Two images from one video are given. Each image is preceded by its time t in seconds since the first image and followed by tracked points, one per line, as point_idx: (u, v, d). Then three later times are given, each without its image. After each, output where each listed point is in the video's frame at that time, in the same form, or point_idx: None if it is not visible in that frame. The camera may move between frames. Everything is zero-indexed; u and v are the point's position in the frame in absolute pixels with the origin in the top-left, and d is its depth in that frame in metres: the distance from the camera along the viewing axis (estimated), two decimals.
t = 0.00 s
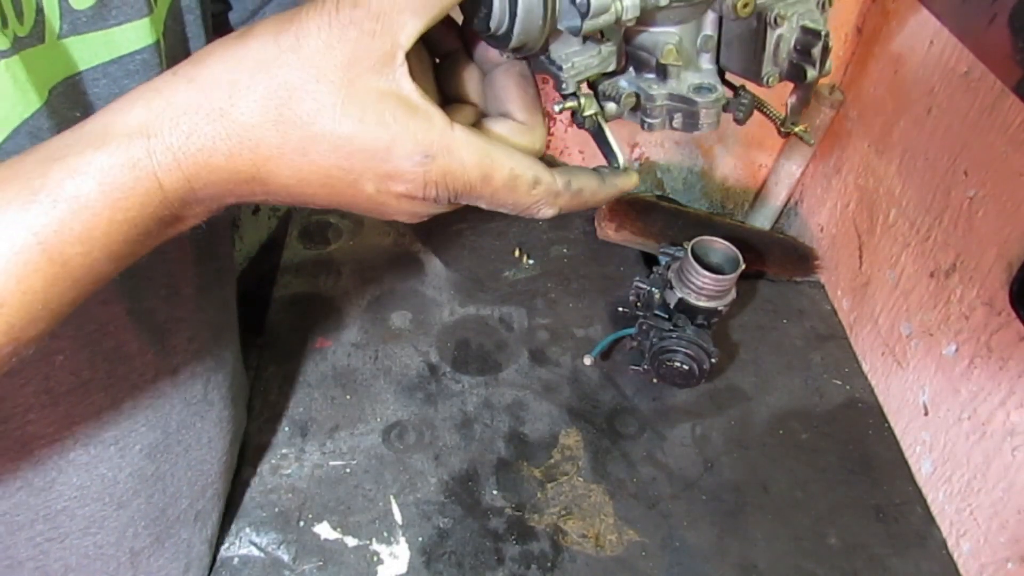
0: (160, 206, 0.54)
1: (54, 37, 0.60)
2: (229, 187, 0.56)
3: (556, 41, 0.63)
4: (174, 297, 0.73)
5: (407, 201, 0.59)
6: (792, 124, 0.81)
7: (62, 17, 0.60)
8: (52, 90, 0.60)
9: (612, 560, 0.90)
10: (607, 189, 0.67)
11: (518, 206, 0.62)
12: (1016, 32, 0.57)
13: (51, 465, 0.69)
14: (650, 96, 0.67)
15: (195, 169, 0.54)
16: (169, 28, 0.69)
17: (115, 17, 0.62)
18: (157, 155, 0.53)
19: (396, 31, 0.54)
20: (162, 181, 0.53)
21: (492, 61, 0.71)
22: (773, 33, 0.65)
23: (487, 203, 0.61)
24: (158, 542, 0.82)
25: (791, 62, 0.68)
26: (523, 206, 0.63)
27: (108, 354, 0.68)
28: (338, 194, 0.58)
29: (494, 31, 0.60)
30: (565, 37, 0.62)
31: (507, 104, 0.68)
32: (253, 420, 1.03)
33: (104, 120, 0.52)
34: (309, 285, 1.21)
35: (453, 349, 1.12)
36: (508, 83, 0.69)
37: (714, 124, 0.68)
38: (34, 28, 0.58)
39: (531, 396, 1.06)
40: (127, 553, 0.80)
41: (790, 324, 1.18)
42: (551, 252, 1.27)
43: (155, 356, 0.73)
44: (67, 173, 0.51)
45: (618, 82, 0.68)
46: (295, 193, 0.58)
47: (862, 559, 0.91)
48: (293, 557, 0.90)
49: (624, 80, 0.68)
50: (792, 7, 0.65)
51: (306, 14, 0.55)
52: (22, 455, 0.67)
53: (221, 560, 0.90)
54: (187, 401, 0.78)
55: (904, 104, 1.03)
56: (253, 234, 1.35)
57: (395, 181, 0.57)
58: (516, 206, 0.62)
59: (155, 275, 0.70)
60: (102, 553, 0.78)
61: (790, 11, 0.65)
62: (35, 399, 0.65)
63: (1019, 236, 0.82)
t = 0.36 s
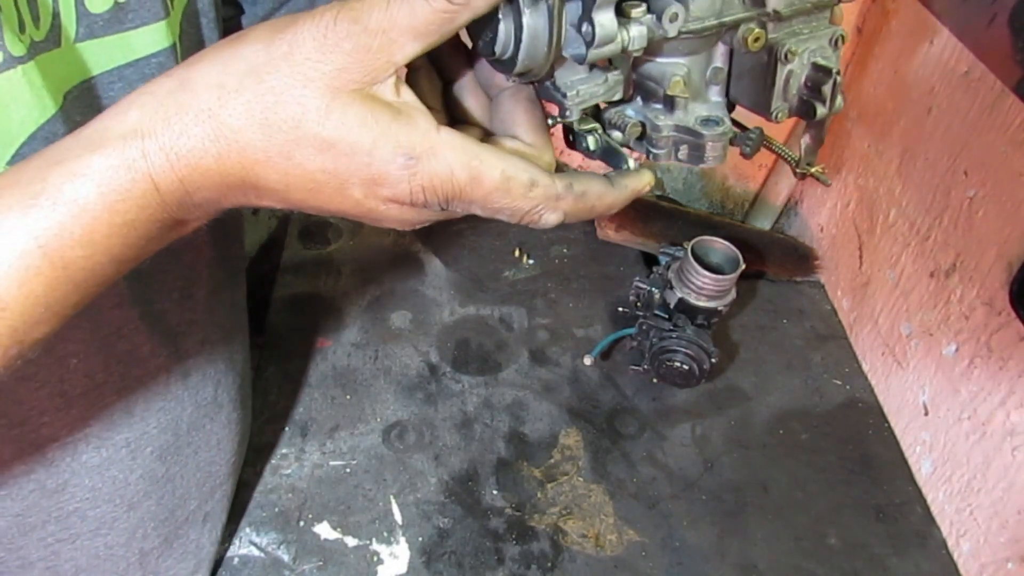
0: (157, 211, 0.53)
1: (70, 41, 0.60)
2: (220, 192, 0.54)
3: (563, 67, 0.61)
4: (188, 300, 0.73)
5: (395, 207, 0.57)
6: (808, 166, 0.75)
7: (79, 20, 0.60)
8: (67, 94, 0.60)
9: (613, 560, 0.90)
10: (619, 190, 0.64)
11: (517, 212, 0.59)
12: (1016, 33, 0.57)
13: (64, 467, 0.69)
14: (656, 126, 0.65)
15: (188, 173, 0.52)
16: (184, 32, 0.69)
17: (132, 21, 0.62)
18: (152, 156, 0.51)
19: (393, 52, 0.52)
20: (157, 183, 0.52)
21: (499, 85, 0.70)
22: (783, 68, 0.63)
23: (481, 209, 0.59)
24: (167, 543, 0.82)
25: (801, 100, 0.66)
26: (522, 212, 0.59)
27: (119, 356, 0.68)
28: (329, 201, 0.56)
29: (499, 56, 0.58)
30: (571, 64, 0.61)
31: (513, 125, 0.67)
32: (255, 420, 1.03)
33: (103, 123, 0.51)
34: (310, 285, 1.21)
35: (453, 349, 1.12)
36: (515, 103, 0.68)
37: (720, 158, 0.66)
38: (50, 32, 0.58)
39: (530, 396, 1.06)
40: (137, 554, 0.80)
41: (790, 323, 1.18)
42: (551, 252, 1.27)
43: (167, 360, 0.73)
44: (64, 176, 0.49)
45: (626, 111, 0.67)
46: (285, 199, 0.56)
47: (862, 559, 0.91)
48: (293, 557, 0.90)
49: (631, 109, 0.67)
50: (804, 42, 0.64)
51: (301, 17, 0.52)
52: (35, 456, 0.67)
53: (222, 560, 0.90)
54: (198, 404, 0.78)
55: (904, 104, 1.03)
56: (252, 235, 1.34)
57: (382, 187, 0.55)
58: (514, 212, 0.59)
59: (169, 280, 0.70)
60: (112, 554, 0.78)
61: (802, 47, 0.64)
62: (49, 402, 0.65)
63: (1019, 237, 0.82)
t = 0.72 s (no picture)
0: (151, 214, 0.52)
1: (78, 43, 0.60)
2: (212, 195, 0.53)
3: (557, 72, 0.61)
4: (194, 300, 0.72)
5: (387, 210, 0.56)
6: (813, 178, 0.74)
7: (87, 23, 0.60)
8: (75, 96, 0.60)
9: (612, 559, 0.90)
10: (616, 171, 0.62)
11: (513, 206, 0.58)
12: (1016, 32, 0.57)
13: (71, 468, 0.69)
14: (653, 132, 0.66)
15: (182, 176, 0.51)
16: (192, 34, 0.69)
17: (140, 22, 0.62)
18: (145, 158, 0.50)
19: (382, 55, 0.50)
20: (151, 186, 0.51)
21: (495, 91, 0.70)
22: (781, 76, 0.64)
23: (475, 206, 0.57)
24: (173, 543, 0.82)
25: (801, 107, 0.66)
26: (519, 206, 0.58)
27: (127, 357, 0.68)
28: (322, 204, 0.55)
29: (492, 61, 0.58)
30: (566, 70, 0.61)
31: (508, 131, 0.66)
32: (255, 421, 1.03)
33: (99, 127, 0.51)
34: (310, 285, 1.21)
35: (453, 349, 1.12)
36: (509, 108, 0.67)
37: (716, 165, 0.67)
38: (58, 34, 0.58)
39: (530, 396, 1.06)
40: (143, 553, 0.80)
41: (790, 323, 1.18)
42: (551, 252, 1.27)
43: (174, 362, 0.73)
44: (60, 179, 0.49)
45: (623, 116, 0.68)
46: (279, 202, 0.55)
47: (862, 560, 0.91)
48: (293, 557, 0.90)
49: (629, 115, 0.68)
50: (805, 50, 0.64)
51: (295, 19, 0.51)
52: (43, 457, 0.67)
53: (224, 560, 0.90)
54: (204, 404, 0.78)
55: (904, 105, 1.03)
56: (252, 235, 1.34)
57: (373, 188, 0.54)
58: (509, 207, 0.58)
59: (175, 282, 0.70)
60: (119, 554, 0.78)
61: (802, 54, 0.64)
62: (57, 403, 0.65)
63: (1019, 237, 0.82)
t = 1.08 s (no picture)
0: (137, 206, 0.52)
1: (78, 42, 0.60)
2: (196, 187, 0.53)
3: (546, 67, 0.61)
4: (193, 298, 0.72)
5: (368, 202, 0.55)
6: (808, 179, 0.74)
7: (88, 21, 0.60)
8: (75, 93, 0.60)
9: (612, 560, 0.90)
10: (603, 160, 0.60)
11: (497, 198, 0.56)
12: (1016, 32, 0.57)
13: (71, 465, 0.69)
14: (643, 132, 0.66)
15: (167, 168, 0.51)
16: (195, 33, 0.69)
17: (141, 21, 0.62)
18: (131, 150, 0.50)
19: (366, 47, 0.51)
20: (137, 177, 0.51)
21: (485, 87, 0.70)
22: (773, 75, 0.63)
23: (458, 198, 0.56)
24: (172, 540, 0.82)
25: (794, 107, 0.65)
26: (503, 198, 0.56)
27: (126, 354, 0.68)
28: (305, 196, 0.54)
29: (479, 57, 0.58)
30: (555, 67, 0.61)
31: (496, 125, 0.66)
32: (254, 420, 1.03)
33: (86, 119, 0.51)
34: (311, 285, 1.21)
35: (453, 349, 1.12)
36: (499, 103, 0.67)
37: (707, 166, 0.67)
38: (59, 32, 0.58)
39: (530, 396, 1.06)
40: (142, 550, 0.80)
41: (790, 323, 1.18)
42: (551, 252, 1.27)
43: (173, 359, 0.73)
44: (47, 171, 0.49)
45: (614, 115, 0.68)
46: (262, 194, 0.54)
47: (862, 559, 0.91)
48: (293, 557, 0.90)
49: (620, 114, 0.68)
50: (797, 49, 0.64)
51: (279, 13, 0.52)
52: (43, 453, 0.67)
53: (224, 560, 0.90)
54: (203, 401, 0.78)
55: (904, 104, 1.03)
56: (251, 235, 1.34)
57: (354, 180, 0.53)
58: (493, 199, 0.56)
59: (174, 280, 0.70)
60: (117, 550, 0.78)
61: (794, 54, 0.63)
62: (55, 399, 0.65)
63: (1020, 237, 0.82)
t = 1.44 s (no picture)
0: (123, 206, 0.52)
1: (74, 40, 0.60)
2: (180, 188, 0.53)
3: (530, 72, 0.61)
4: (191, 295, 0.72)
5: (350, 205, 0.55)
6: (792, 191, 0.71)
7: (84, 19, 0.60)
8: (70, 91, 0.60)
9: (612, 560, 0.90)
10: (583, 168, 0.61)
11: (477, 205, 0.57)
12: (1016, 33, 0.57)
13: (65, 461, 0.69)
14: (627, 139, 0.65)
15: (151, 168, 0.51)
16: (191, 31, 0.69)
17: (138, 19, 0.62)
18: (116, 150, 0.50)
19: (348, 50, 0.50)
20: (122, 177, 0.51)
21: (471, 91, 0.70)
22: (758, 85, 0.62)
23: (438, 204, 0.56)
24: (167, 537, 0.82)
25: (779, 117, 0.64)
26: (482, 205, 0.57)
27: (120, 351, 0.68)
28: (288, 199, 0.55)
29: (463, 61, 0.59)
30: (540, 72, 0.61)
31: (480, 130, 0.66)
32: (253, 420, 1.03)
33: (72, 118, 0.51)
34: (310, 285, 1.21)
35: (453, 349, 1.12)
36: (478, 108, 0.67)
37: (692, 175, 0.66)
38: (55, 29, 0.58)
39: (530, 396, 1.06)
40: (137, 547, 0.80)
41: (790, 323, 1.18)
42: (551, 252, 1.27)
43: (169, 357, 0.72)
44: (34, 170, 0.49)
45: (598, 121, 0.66)
46: (245, 197, 0.54)
47: (862, 559, 0.91)
48: (293, 557, 0.90)
49: (605, 121, 0.66)
50: (783, 59, 0.62)
51: (262, 14, 0.51)
52: (36, 450, 0.67)
53: (222, 560, 0.90)
54: (198, 399, 0.77)
55: (904, 104, 1.03)
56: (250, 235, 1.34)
57: (335, 183, 0.53)
58: (473, 205, 0.57)
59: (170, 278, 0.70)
60: (112, 547, 0.78)
61: (780, 63, 0.62)
62: (48, 396, 0.65)
63: (1020, 236, 0.82)
